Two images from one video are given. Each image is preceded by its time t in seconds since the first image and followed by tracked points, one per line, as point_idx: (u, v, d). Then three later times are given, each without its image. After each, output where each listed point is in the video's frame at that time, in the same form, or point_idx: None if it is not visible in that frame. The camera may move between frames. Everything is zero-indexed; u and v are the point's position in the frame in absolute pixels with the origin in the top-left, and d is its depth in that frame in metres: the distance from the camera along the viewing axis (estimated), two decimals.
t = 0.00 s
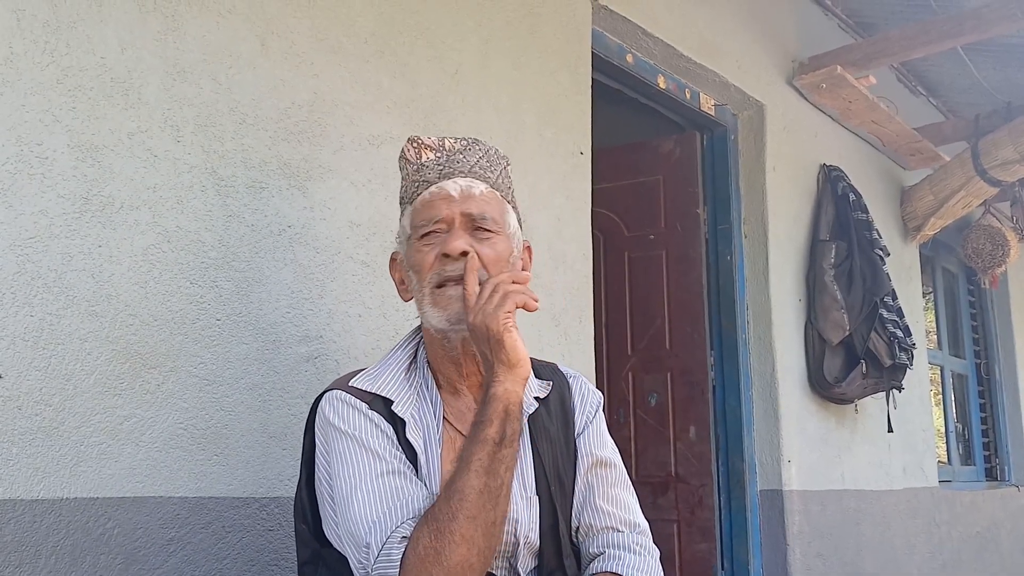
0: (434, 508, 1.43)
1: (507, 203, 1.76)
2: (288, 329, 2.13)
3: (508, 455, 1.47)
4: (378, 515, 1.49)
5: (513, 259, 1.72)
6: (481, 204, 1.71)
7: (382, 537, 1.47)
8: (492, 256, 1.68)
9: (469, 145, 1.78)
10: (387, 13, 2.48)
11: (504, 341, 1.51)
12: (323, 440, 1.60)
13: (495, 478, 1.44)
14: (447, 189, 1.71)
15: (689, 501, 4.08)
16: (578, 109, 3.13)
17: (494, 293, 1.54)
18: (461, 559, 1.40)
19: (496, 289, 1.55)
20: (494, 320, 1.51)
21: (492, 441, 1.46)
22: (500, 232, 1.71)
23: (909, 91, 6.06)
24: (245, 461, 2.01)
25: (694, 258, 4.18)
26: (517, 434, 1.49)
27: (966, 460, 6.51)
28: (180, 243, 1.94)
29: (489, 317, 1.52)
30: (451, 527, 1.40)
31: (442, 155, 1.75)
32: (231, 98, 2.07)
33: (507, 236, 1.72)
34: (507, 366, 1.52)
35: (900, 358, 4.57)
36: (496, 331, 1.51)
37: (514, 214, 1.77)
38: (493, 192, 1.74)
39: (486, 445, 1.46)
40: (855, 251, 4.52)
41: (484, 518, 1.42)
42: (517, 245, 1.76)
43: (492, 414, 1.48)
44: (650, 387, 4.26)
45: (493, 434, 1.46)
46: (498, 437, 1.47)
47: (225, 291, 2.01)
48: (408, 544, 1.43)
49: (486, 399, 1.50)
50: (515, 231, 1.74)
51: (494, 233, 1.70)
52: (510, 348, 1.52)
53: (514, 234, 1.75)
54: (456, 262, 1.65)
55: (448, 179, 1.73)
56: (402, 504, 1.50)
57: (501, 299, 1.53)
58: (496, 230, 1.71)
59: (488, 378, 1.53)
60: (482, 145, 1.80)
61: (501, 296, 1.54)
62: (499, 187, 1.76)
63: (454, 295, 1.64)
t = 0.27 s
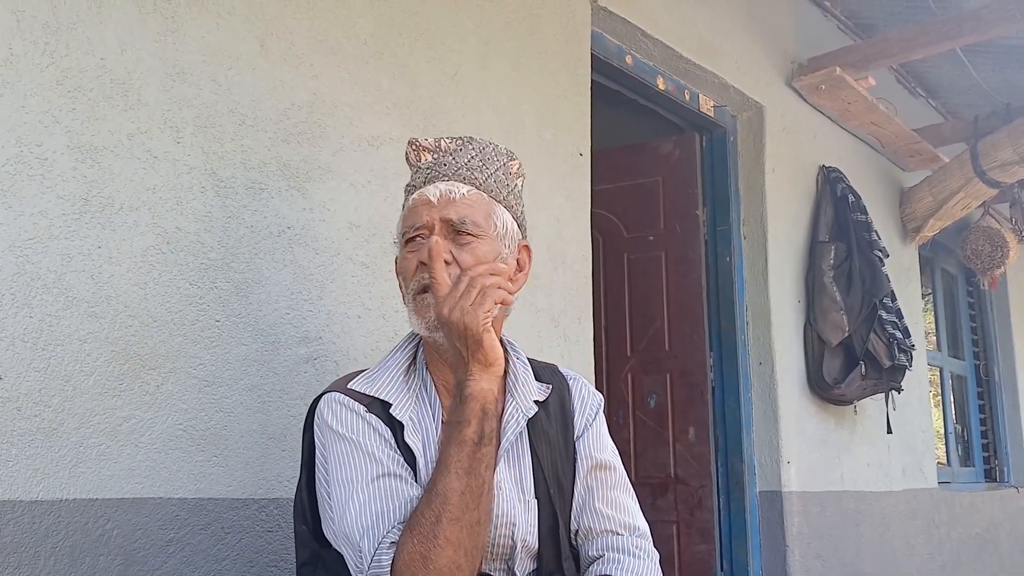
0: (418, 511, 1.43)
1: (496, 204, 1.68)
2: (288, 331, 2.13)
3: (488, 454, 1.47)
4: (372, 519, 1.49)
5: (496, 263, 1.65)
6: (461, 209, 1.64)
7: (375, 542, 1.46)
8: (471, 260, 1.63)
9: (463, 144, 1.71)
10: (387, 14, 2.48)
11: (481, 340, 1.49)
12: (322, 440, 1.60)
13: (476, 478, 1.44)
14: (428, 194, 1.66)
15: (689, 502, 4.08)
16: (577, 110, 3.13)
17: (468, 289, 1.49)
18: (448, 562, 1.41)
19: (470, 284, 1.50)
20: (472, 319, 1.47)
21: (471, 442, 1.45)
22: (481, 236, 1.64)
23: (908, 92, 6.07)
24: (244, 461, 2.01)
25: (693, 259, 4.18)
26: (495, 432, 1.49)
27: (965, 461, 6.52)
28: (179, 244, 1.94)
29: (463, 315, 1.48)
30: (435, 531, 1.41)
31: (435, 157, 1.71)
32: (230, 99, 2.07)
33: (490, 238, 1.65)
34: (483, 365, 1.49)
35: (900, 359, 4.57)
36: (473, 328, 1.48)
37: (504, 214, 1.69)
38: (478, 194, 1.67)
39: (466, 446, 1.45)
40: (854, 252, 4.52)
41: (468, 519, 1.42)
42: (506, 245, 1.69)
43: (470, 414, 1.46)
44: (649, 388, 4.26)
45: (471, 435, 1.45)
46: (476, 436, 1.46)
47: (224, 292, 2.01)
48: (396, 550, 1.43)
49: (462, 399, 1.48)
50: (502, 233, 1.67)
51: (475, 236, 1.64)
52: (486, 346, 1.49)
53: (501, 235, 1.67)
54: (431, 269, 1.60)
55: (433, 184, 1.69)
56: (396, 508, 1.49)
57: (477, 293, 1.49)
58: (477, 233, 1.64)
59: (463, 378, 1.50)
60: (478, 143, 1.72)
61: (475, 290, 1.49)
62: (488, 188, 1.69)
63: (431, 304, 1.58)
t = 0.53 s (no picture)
0: (416, 522, 1.37)
1: (491, 201, 1.65)
2: (288, 332, 2.14)
3: (489, 463, 1.38)
4: (369, 521, 1.48)
5: (493, 257, 1.61)
6: (456, 204, 1.61)
7: (371, 544, 1.45)
8: (467, 254, 1.58)
9: (458, 144, 1.69)
10: (387, 16, 2.48)
11: (500, 361, 1.27)
12: (323, 441, 1.60)
13: (477, 489, 1.37)
14: (422, 192, 1.64)
15: (689, 503, 4.08)
16: (576, 112, 3.13)
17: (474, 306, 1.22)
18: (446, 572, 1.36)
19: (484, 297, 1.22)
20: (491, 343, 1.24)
21: (477, 454, 1.36)
22: (476, 230, 1.60)
23: (908, 93, 6.07)
24: (244, 462, 2.01)
25: (693, 260, 4.18)
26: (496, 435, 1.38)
27: (966, 462, 6.52)
28: (179, 245, 1.95)
29: (474, 336, 1.23)
30: (434, 544, 1.35)
31: (432, 159, 1.70)
32: (230, 100, 2.07)
33: (484, 233, 1.61)
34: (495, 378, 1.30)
35: (900, 360, 4.57)
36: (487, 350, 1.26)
37: (500, 210, 1.66)
38: (472, 190, 1.64)
39: (469, 458, 1.35)
40: (854, 253, 4.52)
41: (467, 530, 1.37)
42: (502, 240, 1.65)
43: (477, 426, 1.34)
44: (649, 389, 4.26)
45: (478, 447, 1.35)
46: (483, 448, 1.36)
47: (224, 293, 2.01)
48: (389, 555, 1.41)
49: (468, 408, 1.33)
50: (498, 227, 1.64)
51: (470, 230, 1.60)
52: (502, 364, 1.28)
53: (497, 230, 1.64)
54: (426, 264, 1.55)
55: (427, 183, 1.66)
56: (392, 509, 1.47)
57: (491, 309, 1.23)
58: (472, 227, 1.60)
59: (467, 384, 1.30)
60: (472, 143, 1.71)
61: (492, 305, 1.22)
62: (483, 185, 1.66)
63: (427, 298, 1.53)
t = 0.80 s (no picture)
0: (403, 512, 1.37)
1: (490, 201, 1.64)
2: (285, 331, 2.14)
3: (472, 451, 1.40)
4: (366, 519, 1.48)
5: (492, 258, 1.59)
6: (456, 206, 1.59)
7: (367, 543, 1.45)
8: (467, 256, 1.55)
9: (458, 144, 1.68)
10: (384, 15, 2.48)
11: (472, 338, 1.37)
12: (321, 439, 1.60)
13: (462, 476, 1.38)
14: (421, 193, 1.62)
15: (687, 502, 4.08)
16: (574, 111, 3.13)
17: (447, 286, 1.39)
18: (436, 560, 1.35)
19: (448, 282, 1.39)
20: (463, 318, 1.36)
21: (457, 439, 1.38)
22: (476, 232, 1.58)
23: (906, 93, 6.07)
24: (242, 462, 2.01)
25: (691, 260, 4.18)
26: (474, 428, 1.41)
27: (964, 462, 6.53)
28: (176, 245, 1.95)
29: (450, 316, 1.35)
30: (422, 532, 1.36)
31: (431, 158, 1.68)
32: (228, 99, 2.07)
33: (485, 234, 1.59)
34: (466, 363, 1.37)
35: (898, 360, 4.57)
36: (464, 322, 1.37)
37: (499, 212, 1.65)
38: (472, 192, 1.63)
39: (450, 444, 1.38)
40: (852, 253, 4.53)
41: (454, 517, 1.38)
42: (501, 242, 1.63)
43: (455, 411, 1.38)
44: (647, 389, 4.27)
45: (457, 432, 1.38)
46: (463, 434, 1.39)
47: (221, 292, 2.01)
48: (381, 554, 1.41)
49: (445, 396, 1.37)
50: (497, 229, 1.63)
51: (471, 232, 1.58)
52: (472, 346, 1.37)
53: (496, 232, 1.62)
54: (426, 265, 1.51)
55: (426, 184, 1.65)
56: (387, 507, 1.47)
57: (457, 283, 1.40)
58: (472, 229, 1.58)
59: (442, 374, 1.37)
60: (472, 143, 1.69)
61: (459, 288, 1.39)
62: (483, 185, 1.65)
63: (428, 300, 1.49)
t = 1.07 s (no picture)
0: (402, 519, 1.37)
1: (496, 208, 1.61)
2: (285, 331, 2.13)
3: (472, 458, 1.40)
4: (363, 522, 1.47)
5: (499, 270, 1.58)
6: (461, 217, 1.56)
7: (364, 546, 1.45)
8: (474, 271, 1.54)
9: (463, 144, 1.65)
10: (384, 15, 2.48)
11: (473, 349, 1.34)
12: (320, 439, 1.59)
13: (461, 483, 1.38)
14: (426, 203, 1.58)
15: (686, 502, 4.08)
16: (574, 111, 3.13)
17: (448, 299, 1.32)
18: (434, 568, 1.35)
19: (457, 288, 1.32)
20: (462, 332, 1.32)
21: (457, 447, 1.38)
22: (484, 245, 1.56)
23: (905, 93, 6.07)
24: (241, 462, 2.01)
25: (690, 260, 4.18)
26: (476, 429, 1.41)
27: (964, 462, 6.54)
28: (176, 245, 1.94)
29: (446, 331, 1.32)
30: (421, 541, 1.35)
31: (436, 158, 1.65)
32: (227, 99, 2.07)
33: (492, 246, 1.57)
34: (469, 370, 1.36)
35: (897, 360, 4.58)
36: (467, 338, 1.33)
37: (505, 218, 1.62)
38: (478, 201, 1.59)
39: (451, 453, 1.37)
40: (852, 253, 4.52)
41: (452, 525, 1.37)
42: (507, 250, 1.61)
43: (457, 420, 1.38)
44: (646, 389, 4.26)
45: (458, 440, 1.38)
46: (464, 441, 1.38)
47: (221, 292, 2.01)
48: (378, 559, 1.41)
49: (446, 403, 1.38)
50: (503, 237, 1.60)
51: (478, 245, 1.55)
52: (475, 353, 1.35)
53: (502, 240, 1.60)
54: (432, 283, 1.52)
55: (431, 191, 1.61)
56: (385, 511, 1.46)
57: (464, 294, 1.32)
58: (479, 242, 1.56)
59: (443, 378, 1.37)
60: (478, 141, 1.66)
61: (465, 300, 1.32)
62: (489, 192, 1.62)
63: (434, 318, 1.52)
